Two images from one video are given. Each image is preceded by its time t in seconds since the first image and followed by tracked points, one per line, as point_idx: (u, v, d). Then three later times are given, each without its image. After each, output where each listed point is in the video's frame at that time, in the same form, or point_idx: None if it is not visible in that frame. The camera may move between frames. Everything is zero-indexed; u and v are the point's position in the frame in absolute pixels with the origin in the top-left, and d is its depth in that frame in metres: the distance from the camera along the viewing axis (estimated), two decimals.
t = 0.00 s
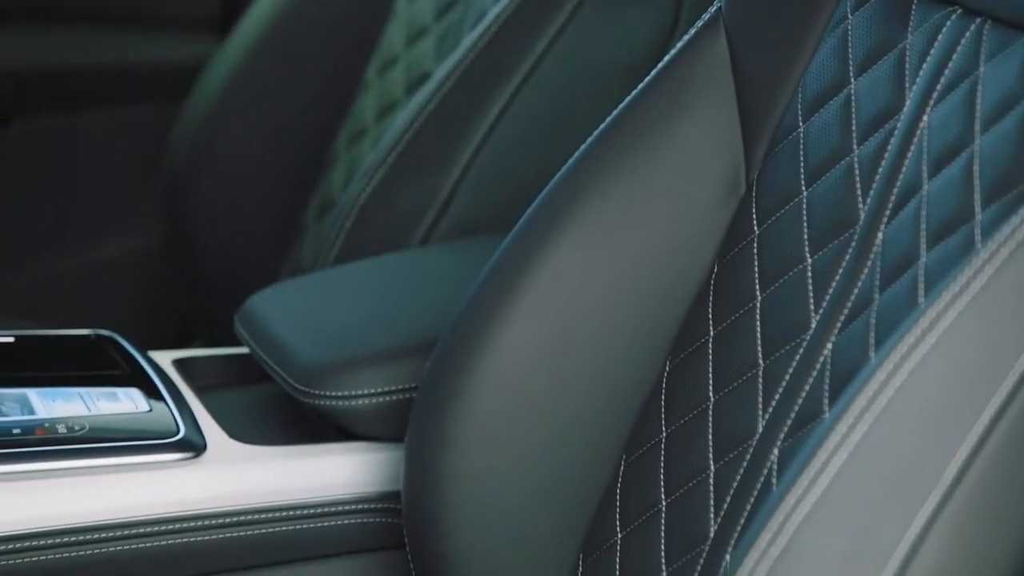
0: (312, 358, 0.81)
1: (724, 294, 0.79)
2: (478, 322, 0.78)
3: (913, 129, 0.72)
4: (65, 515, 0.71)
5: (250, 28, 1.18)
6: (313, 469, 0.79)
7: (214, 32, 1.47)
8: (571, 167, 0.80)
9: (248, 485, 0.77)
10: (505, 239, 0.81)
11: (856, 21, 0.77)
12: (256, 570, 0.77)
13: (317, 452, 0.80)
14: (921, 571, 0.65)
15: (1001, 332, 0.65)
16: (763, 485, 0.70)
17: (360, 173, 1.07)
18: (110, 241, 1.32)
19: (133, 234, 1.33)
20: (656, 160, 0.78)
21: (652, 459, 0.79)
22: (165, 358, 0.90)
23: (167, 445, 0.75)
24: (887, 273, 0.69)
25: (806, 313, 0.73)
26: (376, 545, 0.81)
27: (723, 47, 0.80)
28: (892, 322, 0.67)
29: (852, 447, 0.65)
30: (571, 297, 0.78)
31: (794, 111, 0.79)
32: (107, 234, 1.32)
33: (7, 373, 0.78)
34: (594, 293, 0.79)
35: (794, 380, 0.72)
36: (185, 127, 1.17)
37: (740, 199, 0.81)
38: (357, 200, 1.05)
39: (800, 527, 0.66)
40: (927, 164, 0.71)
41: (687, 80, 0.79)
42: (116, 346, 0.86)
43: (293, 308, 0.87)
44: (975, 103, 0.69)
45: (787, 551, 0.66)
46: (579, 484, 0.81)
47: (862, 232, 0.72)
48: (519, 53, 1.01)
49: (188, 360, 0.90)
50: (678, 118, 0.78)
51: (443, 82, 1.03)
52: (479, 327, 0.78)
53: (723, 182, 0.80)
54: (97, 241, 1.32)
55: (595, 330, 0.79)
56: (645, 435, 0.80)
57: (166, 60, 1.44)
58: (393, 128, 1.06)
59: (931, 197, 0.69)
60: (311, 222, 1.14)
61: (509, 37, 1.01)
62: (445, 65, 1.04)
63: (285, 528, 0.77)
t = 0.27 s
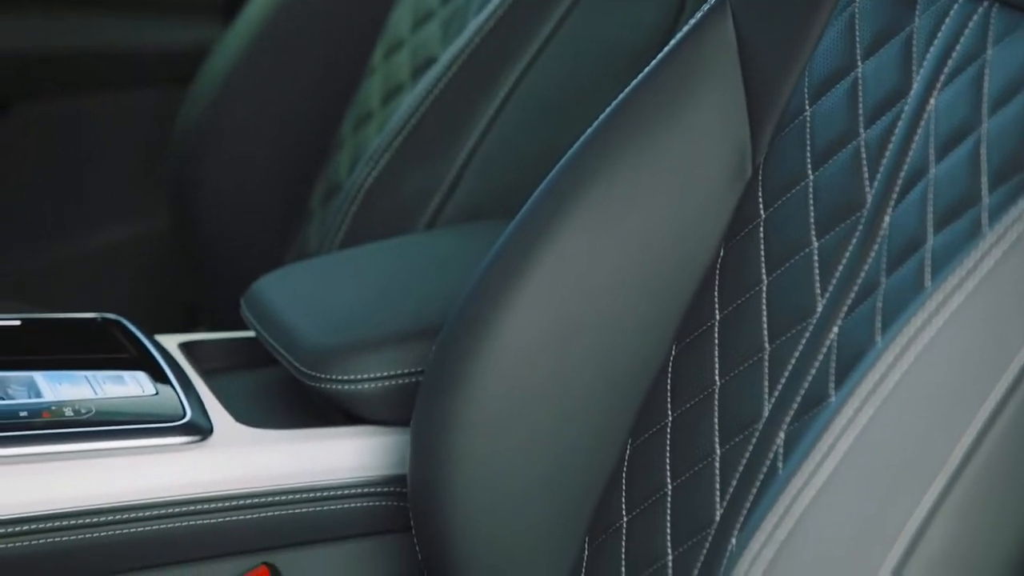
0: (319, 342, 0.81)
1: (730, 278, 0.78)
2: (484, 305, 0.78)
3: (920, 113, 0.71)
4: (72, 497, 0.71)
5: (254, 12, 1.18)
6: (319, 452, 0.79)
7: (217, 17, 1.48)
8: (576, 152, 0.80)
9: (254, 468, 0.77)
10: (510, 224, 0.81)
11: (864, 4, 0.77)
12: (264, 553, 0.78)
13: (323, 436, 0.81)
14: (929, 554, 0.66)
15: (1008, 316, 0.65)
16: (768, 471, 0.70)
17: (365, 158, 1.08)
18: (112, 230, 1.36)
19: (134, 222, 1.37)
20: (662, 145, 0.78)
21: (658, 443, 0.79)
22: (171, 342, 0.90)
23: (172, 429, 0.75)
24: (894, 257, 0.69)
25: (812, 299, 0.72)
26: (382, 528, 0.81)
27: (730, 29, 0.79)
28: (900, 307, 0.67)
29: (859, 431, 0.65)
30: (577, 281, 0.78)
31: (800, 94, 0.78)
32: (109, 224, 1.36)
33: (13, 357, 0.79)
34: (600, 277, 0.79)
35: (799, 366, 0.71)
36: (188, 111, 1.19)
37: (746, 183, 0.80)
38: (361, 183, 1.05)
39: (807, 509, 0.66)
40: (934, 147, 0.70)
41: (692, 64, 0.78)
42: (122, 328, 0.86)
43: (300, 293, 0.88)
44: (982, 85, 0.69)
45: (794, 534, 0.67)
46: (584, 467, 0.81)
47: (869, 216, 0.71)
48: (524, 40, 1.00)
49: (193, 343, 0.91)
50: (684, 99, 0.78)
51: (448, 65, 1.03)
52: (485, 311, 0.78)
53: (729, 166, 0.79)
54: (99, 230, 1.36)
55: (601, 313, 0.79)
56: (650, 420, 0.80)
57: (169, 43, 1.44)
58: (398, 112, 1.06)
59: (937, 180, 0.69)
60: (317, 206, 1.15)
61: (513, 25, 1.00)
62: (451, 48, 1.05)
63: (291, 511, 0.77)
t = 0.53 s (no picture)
0: (326, 323, 0.81)
1: (737, 259, 0.78)
2: (491, 287, 0.78)
3: (928, 94, 0.70)
4: (80, 478, 0.71)
5: None
6: (325, 433, 0.79)
7: None
8: (582, 133, 0.79)
9: (261, 449, 0.77)
10: (516, 206, 0.81)
11: None
12: (270, 533, 0.78)
13: (330, 417, 0.81)
14: (935, 535, 0.66)
15: (1015, 297, 0.66)
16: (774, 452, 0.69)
17: (371, 140, 1.08)
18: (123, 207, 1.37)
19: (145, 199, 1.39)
20: (669, 125, 0.77)
21: (664, 424, 0.79)
22: (178, 322, 0.91)
23: (179, 410, 0.76)
24: (901, 237, 0.69)
25: (818, 280, 0.72)
26: (389, 509, 0.82)
27: (738, 8, 0.78)
28: (907, 289, 0.66)
29: (867, 412, 0.65)
30: (584, 263, 0.78)
31: (808, 74, 0.77)
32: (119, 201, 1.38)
33: (22, 338, 0.79)
34: (607, 259, 0.78)
35: (805, 349, 0.71)
36: (195, 93, 1.20)
37: (753, 165, 0.80)
38: (369, 163, 1.06)
39: (815, 489, 0.66)
40: (942, 128, 0.70)
41: (698, 45, 0.78)
42: (129, 309, 0.87)
43: (309, 275, 0.88)
44: (990, 65, 0.69)
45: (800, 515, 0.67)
46: (591, 448, 0.81)
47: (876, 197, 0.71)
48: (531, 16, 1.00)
49: (200, 325, 0.91)
50: (692, 78, 0.77)
51: (457, 44, 1.04)
52: (492, 292, 0.78)
53: (736, 146, 0.79)
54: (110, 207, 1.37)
55: (608, 294, 0.79)
56: (657, 401, 0.80)
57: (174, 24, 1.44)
58: (404, 93, 1.07)
59: (945, 161, 0.69)
60: (323, 185, 1.15)
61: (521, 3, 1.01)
62: (459, 27, 1.05)
63: (297, 492, 0.77)
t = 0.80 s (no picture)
0: (332, 304, 0.82)
1: (744, 238, 0.78)
2: (497, 267, 0.78)
3: (936, 72, 0.71)
4: (86, 457, 0.72)
5: None
6: (331, 413, 0.79)
7: None
8: (589, 113, 0.79)
9: (267, 429, 0.77)
10: (524, 187, 0.81)
11: None
12: (276, 513, 0.78)
13: (337, 397, 0.81)
14: (943, 512, 0.65)
15: None
16: (781, 432, 0.68)
17: (377, 120, 1.08)
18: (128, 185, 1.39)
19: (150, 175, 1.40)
20: (676, 106, 0.77)
21: (671, 404, 0.78)
22: (184, 302, 0.91)
23: (187, 389, 0.76)
24: (908, 217, 0.68)
25: (825, 259, 0.71)
26: (394, 488, 0.82)
27: None
28: (914, 269, 0.65)
29: (873, 392, 0.65)
30: (590, 243, 0.78)
31: (816, 54, 0.78)
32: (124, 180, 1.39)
33: (29, 317, 0.80)
34: (613, 239, 0.78)
35: (812, 329, 0.70)
36: (202, 74, 1.20)
37: (760, 146, 0.79)
38: (376, 143, 1.06)
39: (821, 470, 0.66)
40: (950, 106, 0.69)
41: (706, 25, 0.77)
42: (135, 289, 0.87)
43: (316, 256, 0.88)
44: (999, 43, 0.68)
45: (806, 496, 0.66)
46: (596, 428, 0.81)
47: (883, 177, 0.71)
48: None
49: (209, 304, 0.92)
50: (699, 58, 0.77)
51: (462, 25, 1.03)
52: (499, 273, 0.78)
53: (745, 125, 0.79)
54: (114, 187, 1.39)
55: (614, 274, 0.79)
56: (663, 382, 0.80)
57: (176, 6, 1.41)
58: (410, 73, 1.07)
59: (953, 141, 0.68)
60: (329, 165, 1.15)
61: None
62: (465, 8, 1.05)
63: (303, 472, 0.77)
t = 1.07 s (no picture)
0: (338, 288, 0.82)
1: (750, 222, 0.77)
2: (504, 251, 0.78)
3: (943, 56, 0.70)
4: (93, 441, 0.72)
5: None
6: (338, 396, 0.79)
7: None
8: (595, 97, 0.79)
9: (274, 412, 0.77)
10: (530, 171, 0.81)
11: None
12: (283, 496, 0.79)
13: (343, 380, 0.81)
14: (950, 494, 0.65)
15: None
16: (787, 417, 0.68)
17: (382, 104, 1.09)
18: (132, 176, 1.40)
19: (155, 165, 1.41)
20: (681, 90, 0.77)
21: (677, 388, 0.78)
22: (191, 287, 0.92)
23: (193, 372, 0.76)
24: (915, 201, 0.67)
25: (832, 240, 0.71)
26: (401, 472, 0.82)
27: None
28: (921, 253, 0.65)
29: (880, 373, 0.64)
30: (597, 227, 0.78)
31: (823, 38, 0.78)
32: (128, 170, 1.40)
33: (34, 300, 0.80)
34: (619, 222, 0.78)
35: (818, 313, 0.70)
36: (206, 60, 1.20)
37: (766, 130, 0.79)
38: (381, 128, 1.07)
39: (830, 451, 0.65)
40: (957, 89, 0.69)
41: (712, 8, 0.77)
42: (141, 273, 0.88)
43: (322, 239, 0.88)
44: (1006, 26, 0.68)
45: (814, 479, 0.66)
46: (602, 411, 0.81)
47: (890, 161, 0.70)
48: None
49: (217, 289, 0.92)
50: (706, 40, 0.77)
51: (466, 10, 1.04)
52: (505, 256, 0.78)
53: (751, 107, 0.79)
54: (118, 177, 1.39)
55: (620, 257, 0.79)
56: (669, 366, 0.79)
57: None
58: (415, 57, 1.07)
59: (960, 124, 0.68)
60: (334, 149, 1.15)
61: None
62: None
63: (309, 455, 0.77)
